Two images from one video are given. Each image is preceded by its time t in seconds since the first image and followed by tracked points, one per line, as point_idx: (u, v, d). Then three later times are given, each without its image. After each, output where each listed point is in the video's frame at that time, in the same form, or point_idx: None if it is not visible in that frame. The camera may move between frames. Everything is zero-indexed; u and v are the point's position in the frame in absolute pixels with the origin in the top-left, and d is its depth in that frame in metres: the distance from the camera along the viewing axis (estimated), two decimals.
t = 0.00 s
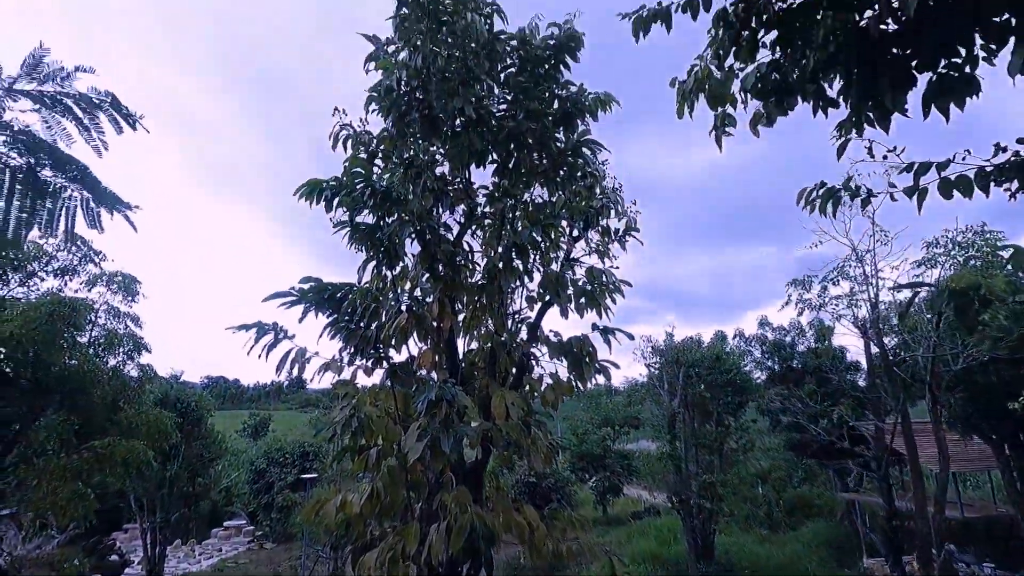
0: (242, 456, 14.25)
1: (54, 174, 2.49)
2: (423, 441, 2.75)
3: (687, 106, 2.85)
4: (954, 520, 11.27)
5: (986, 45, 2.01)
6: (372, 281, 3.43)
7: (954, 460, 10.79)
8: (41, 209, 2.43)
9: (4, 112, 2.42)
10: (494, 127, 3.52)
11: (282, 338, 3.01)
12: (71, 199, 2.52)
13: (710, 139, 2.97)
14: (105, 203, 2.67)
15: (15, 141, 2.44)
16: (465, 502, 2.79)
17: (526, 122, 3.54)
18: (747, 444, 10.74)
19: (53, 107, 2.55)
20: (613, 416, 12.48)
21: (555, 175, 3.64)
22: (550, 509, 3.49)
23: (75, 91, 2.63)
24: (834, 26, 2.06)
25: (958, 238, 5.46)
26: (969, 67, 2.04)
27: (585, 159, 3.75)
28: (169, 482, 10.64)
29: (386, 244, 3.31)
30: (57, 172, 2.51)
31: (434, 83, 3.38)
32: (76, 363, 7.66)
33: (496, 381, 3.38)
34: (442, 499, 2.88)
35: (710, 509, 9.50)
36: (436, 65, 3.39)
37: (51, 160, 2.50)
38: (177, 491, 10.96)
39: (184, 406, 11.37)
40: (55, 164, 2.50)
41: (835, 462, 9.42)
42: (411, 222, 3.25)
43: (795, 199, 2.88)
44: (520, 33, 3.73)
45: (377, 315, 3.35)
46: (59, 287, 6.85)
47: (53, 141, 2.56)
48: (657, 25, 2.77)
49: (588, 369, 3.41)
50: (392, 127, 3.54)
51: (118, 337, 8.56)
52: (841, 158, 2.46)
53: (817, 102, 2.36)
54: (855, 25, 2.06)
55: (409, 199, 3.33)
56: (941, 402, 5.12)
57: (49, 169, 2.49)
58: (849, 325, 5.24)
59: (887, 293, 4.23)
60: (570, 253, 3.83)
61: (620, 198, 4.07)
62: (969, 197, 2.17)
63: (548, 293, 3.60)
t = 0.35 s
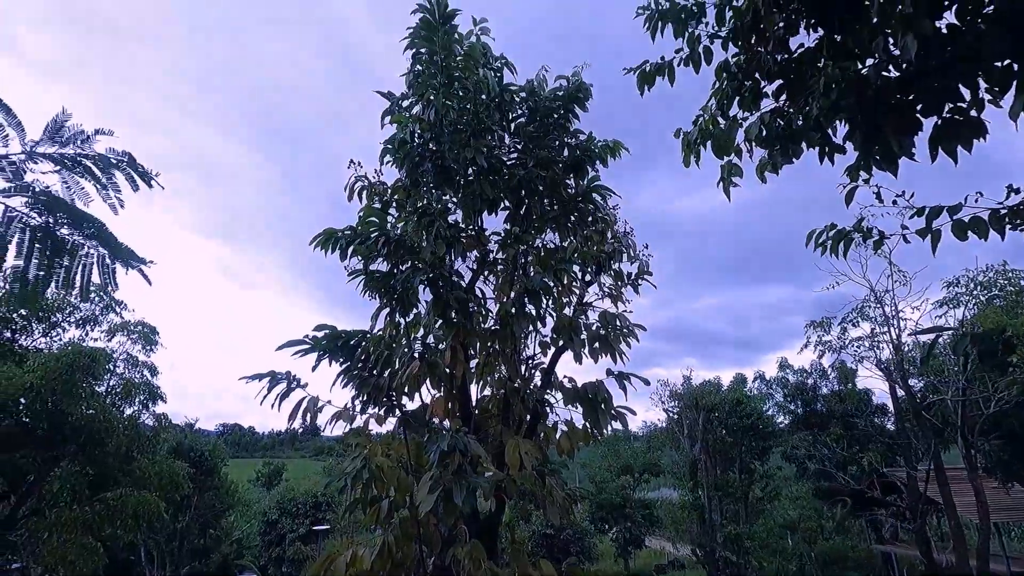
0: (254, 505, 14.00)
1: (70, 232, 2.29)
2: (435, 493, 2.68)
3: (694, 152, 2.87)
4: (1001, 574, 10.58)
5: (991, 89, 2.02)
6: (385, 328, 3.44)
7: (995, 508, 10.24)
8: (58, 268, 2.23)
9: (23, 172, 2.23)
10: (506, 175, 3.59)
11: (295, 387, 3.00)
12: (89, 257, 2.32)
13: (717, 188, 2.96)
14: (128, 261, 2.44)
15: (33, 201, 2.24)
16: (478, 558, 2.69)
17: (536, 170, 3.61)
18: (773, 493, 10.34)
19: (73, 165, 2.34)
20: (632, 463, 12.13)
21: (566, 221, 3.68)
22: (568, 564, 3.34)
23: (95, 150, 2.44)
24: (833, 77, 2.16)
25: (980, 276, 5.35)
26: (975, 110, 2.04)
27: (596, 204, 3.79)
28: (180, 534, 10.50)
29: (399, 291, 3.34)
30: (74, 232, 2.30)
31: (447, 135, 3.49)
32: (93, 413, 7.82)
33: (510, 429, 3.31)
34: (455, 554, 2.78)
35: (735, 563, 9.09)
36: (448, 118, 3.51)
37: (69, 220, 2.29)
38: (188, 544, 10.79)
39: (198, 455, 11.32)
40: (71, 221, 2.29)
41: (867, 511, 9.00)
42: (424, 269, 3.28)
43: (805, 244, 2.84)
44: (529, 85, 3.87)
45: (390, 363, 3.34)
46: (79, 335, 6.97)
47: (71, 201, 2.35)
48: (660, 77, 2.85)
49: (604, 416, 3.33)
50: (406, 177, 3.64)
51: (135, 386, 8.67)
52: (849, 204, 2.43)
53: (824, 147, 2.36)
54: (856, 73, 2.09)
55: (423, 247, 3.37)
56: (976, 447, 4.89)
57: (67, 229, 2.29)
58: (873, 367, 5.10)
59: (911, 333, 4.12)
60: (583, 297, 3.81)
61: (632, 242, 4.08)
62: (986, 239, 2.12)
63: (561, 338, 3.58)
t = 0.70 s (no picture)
0: (273, 520, 14.03)
1: (77, 249, 2.31)
2: (448, 509, 2.65)
3: (700, 160, 2.82)
4: None
5: (1007, 89, 1.98)
6: (398, 342, 3.45)
7: None
8: (66, 283, 2.28)
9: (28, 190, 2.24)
10: (517, 187, 3.59)
11: (309, 402, 3.02)
12: (96, 274, 2.35)
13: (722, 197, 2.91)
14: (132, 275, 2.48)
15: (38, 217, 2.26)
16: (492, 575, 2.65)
17: (547, 181, 3.61)
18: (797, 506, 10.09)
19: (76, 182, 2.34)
20: (651, 476, 11.95)
21: (578, 232, 3.67)
22: None
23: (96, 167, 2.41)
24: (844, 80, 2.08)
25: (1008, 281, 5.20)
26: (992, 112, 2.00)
27: (608, 215, 3.77)
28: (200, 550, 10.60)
29: (412, 306, 3.35)
30: (80, 247, 2.32)
31: (458, 149, 3.52)
32: (115, 428, 7.97)
33: (524, 443, 3.28)
34: (470, 570, 2.75)
35: None
36: (459, 132, 3.54)
37: (74, 236, 2.31)
38: (209, 559, 10.87)
39: (218, 469, 11.42)
40: (79, 239, 2.31)
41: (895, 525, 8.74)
42: (436, 282, 3.28)
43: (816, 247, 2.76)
44: (539, 97, 3.88)
45: (404, 377, 3.34)
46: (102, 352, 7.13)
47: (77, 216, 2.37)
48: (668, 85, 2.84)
49: (619, 429, 3.28)
50: (418, 192, 3.67)
51: (155, 402, 8.79)
52: (860, 209, 2.37)
53: (834, 151, 2.30)
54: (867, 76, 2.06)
55: (435, 261, 3.38)
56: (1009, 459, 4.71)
57: (73, 245, 2.31)
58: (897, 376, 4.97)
59: (935, 341, 4.01)
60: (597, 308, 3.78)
61: (646, 252, 4.05)
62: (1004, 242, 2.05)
63: (575, 350, 3.55)
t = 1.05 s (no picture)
0: (292, 495, 14.37)
1: (73, 220, 2.68)
2: (459, 484, 2.69)
3: (711, 131, 2.79)
4: None
5: None
6: (410, 321, 3.46)
7: None
8: (66, 254, 2.66)
9: (32, 168, 2.65)
10: (529, 165, 3.55)
11: (322, 379, 3.07)
12: (93, 245, 2.72)
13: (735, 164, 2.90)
14: (127, 247, 2.84)
15: (38, 190, 2.64)
16: (503, 549, 2.69)
17: (558, 158, 3.56)
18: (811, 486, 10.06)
19: (72, 158, 2.74)
20: (664, 455, 12.00)
21: (590, 210, 3.64)
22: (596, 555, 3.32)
23: (93, 143, 2.83)
24: (865, 46, 2.02)
25: None
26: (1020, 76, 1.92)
27: (621, 192, 3.72)
28: (223, 523, 10.95)
29: (423, 284, 3.35)
30: (76, 219, 2.69)
31: (468, 126, 3.49)
32: (138, 405, 8.17)
33: (536, 420, 3.31)
34: (481, 544, 2.79)
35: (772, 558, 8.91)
36: (469, 109, 3.51)
37: (70, 209, 2.68)
38: (231, 533, 11.22)
39: (238, 446, 11.69)
40: (75, 211, 2.68)
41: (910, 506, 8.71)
42: (447, 261, 3.28)
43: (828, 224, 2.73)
44: (551, 72, 3.82)
45: (415, 355, 3.36)
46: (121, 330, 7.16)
47: (73, 190, 2.76)
48: (679, 53, 2.78)
49: (630, 407, 3.29)
50: (428, 170, 3.65)
51: (176, 380, 8.85)
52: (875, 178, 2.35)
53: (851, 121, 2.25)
54: (889, 41, 2.00)
55: (445, 239, 3.37)
56: None
57: (68, 217, 2.67)
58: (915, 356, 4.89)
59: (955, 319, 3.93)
60: (609, 287, 3.76)
61: (659, 230, 4.00)
62: None
63: (586, 329, 3.54)
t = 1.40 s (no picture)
0: (302, 443, 14.83)
1: (60, 147, 2.80)
2: (462, 430, 2.74)
3: (725, 65, 2.72)
4: None
5: None
6: (413, 272, 3.46)
7: None
8: (58, 183, 2.78)
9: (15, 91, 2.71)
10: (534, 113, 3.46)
11: (326, 328, 3.09)
12: (85, 174, 2.85)
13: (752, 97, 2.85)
14: (118, 177, 2.98)
15: (22, 114, 2.71)
16: (506, 491, 2.77)
17: (564, 105, 3.46)
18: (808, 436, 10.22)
19: (56, 82, 2.81)
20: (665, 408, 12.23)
21: (596, 159, 3.55)
22: (595, 500, 3.42)
23: (76, 66, 2.91)
24: None
25: None
26: None
27: (628, 141, 3.63)
28: (235, 468, 11.32)
29: (426, 234, 3.32)
30: (62, 145, 2.80)
31: (472, 71, 3.38)
32: (146, 354, 7.09)
33: (539, 370, 3.35)
34: (484, 488, 2.87)
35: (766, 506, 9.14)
36: (473, 52, 3.39)
37: (57, 135, 2.78)
38: (244, 478, 11.61)
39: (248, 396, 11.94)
40: (62, 138, 2.80)
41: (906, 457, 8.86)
42: (450, 210, 3.24)
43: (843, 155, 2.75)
44: (558, 13, 3.66)
45: (419, 305, 3.38)
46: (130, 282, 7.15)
47: (59, 114, 2.84)
48: None
49: (633, 357, 3.31)
50: (431, 117, 3.56)
51: (183, 329, 7.88)
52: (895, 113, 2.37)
53: (873, 59, 2.16)
54: None
55: (449, 189, 3.32)
56: None
57: (55, 143, 2.78)
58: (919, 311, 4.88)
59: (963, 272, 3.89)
60: (614, 239, 3.73)
61: (666, 181, 3.93)
62: None
63: (590, 281, 3.53)
